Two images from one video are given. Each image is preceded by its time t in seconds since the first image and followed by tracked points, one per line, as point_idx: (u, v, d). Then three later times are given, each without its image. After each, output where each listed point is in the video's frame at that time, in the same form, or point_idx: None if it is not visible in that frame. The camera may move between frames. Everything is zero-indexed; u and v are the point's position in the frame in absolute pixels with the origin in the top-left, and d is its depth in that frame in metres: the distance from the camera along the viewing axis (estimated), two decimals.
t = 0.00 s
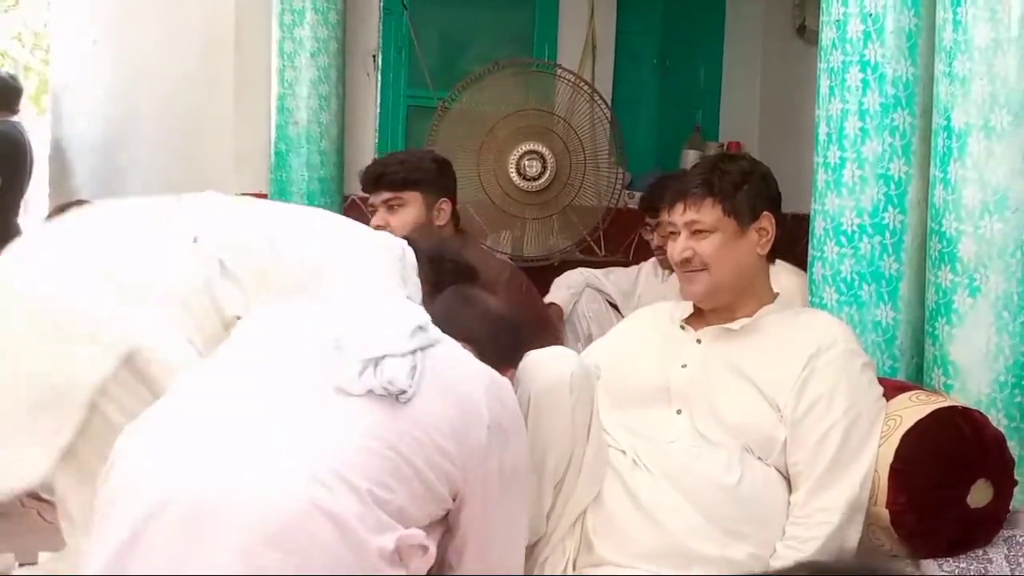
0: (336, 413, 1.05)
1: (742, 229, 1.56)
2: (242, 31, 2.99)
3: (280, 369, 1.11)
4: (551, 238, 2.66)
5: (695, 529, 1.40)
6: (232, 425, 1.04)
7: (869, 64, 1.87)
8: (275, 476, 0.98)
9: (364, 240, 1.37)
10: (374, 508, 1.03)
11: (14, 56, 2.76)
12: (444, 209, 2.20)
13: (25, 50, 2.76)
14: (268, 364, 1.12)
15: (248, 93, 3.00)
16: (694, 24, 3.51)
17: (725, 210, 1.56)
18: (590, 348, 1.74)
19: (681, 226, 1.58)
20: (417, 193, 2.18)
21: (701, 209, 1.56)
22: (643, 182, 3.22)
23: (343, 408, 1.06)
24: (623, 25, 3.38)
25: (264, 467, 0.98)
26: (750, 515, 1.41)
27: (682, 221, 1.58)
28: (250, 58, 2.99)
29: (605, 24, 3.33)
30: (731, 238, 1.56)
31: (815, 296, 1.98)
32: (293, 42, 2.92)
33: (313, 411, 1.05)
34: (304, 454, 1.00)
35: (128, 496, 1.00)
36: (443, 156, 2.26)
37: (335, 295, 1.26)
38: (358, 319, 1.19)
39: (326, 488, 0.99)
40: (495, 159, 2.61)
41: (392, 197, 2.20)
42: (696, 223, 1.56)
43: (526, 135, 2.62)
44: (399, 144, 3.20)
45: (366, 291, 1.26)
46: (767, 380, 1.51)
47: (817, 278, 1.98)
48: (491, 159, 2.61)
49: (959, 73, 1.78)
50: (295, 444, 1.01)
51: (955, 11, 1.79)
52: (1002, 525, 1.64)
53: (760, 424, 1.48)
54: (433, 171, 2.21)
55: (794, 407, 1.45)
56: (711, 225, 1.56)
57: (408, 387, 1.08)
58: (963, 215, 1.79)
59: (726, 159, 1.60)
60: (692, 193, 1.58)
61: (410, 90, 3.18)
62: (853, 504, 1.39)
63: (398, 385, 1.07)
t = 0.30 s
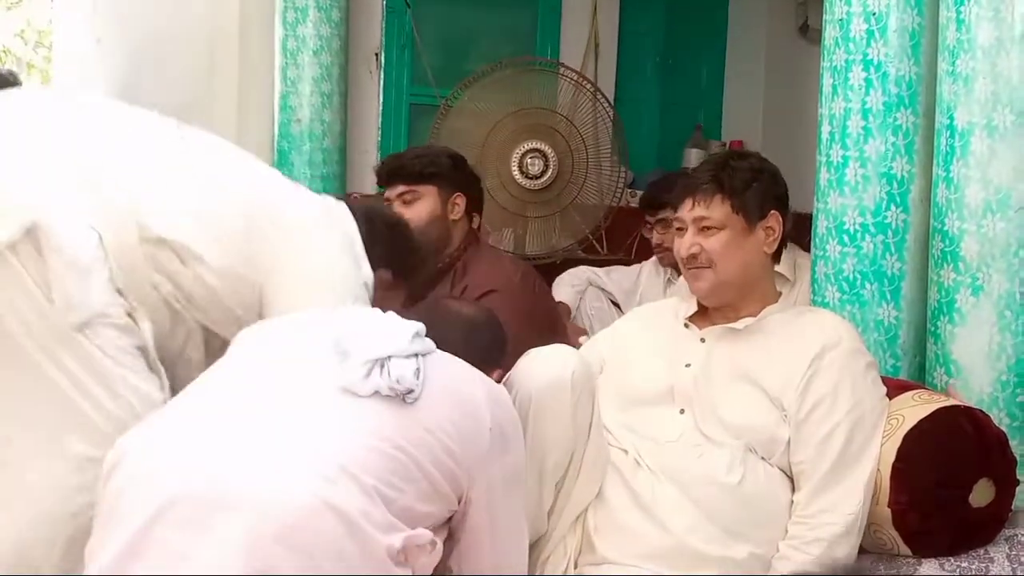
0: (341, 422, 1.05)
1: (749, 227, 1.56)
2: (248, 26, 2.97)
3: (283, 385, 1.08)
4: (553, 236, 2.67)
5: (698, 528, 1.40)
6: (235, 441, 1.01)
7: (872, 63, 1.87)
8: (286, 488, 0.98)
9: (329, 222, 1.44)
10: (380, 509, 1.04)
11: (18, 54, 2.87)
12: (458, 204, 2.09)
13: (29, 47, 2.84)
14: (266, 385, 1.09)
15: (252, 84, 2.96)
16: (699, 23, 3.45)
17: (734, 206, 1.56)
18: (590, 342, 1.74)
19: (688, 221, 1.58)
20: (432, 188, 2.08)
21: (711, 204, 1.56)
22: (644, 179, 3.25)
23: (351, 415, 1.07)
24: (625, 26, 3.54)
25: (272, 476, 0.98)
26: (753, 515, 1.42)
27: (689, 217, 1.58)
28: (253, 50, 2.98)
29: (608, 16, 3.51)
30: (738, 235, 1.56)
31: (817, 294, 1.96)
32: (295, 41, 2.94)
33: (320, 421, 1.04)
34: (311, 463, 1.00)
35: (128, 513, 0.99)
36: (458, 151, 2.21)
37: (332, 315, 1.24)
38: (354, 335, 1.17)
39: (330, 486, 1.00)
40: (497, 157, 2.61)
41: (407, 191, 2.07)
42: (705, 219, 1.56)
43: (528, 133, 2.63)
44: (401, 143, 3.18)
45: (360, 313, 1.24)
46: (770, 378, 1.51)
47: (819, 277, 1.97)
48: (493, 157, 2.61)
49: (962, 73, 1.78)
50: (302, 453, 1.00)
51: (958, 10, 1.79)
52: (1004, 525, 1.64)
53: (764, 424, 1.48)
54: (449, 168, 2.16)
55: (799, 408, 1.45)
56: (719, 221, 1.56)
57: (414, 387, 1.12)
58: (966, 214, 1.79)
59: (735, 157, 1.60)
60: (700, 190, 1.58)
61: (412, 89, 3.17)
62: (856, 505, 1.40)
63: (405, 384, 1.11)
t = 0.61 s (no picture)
0: (336, 429, 1.04)
1: (759, 233, 1.56)
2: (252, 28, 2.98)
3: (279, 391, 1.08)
4: (560, 242, 2.67)
5: (703, 532, 1.40)
6: (230, 450, 1.01)
7: (879, 69, 1.87)
8: (280, 504, 0.98)
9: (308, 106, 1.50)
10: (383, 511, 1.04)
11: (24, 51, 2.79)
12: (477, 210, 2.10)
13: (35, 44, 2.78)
14: (261, 392, 1.08)
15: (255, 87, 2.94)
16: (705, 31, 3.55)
17: (741, 213, 1.56)
18: (598, 345, 1.74)
19: (696, 229, 1.58)
20: (453, 192, 2.07)
21: (719, 212, 1.56)
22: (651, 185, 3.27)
23: (347, 421, 1.06)
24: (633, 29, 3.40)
25: (266, 491, 0.98)
26: (759, 520, 1.41)
27: (698, 224, 1.58)
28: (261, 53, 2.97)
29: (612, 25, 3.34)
30: (747, 241, 1.56)
31: (824, 300, 1.97)
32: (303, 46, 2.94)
33: (315, 429, 1.04)
34: (305, 477, 0.99)
35: (124, 529, 1.00)
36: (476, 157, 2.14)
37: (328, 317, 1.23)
38: (350, 337, 1.16)
39: (334, 485, 1.00)
40: (504, 162, 2.61)
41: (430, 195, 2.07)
42: (713, 227, 1.56)
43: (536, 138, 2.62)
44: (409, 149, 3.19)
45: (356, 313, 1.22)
46: (775, 384, 1.50)
47: (825, 282, 1.97)
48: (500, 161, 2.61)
49: (969, 79, 1.78)
50: (296, 466, 1.00)
51: (965, 16, 1.79)
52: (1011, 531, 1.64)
53: (770, 429, 1.48)
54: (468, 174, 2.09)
55: (805, 413, 1.45)
56: (728, 228, 1.56)
57: (413, 381, 1.11)
58: (973, 220, 1.79)
59: (742, 163, 1.61)
60: (708, 196, 1.58)
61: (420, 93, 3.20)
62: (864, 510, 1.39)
63: (404, 378, 1.10)
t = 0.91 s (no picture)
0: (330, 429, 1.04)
1: (757, 230, 1.56)
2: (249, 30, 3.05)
3: (272, 391, 1.08)
4: (557, 241, 2.66)
5: (701, 531, 1.41)
6: (226, 450, 1.01)
7: (876, 68, 1.87)
8: (276, 508, 0.98)
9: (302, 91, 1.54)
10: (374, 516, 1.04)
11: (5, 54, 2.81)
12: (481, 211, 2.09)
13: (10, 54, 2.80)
14: (253, 394, 1.07)
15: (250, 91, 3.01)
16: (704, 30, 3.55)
17: (740, 209, 1.56)
18: (597, 345, 1.74)
19: (694, 225, 1.58)
20: (458, 194, 2.07)
21: (716, 209, 1.56)
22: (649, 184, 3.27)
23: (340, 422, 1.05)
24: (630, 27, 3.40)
25: (261, 495, 0.98)
26: (757, 519, 1.41)
27: (695, 221, 1.58)
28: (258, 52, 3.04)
29: (610, 25, 3.33)
30: (745, 237, 1.56)
31: (821, 299, 1.98)
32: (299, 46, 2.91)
33: (309, 429, 1.03)
34: (300, 480, 0.99)
35: (118, 536, 1.00)
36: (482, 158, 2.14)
37: (317, 313, 1.22)
38: (341, 336, 1.15)
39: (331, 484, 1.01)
40: (502, 162, 2.61)
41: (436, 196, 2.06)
42: (711, 222, 1.56)
43: (533, 138, 2.63)
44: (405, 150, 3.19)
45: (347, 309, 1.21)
46: (772, 383, 1.50)
47: (823, 281, 1.98)
48: (497, 161, 2.61)
49: (965, 77, 1.79)
50: (291, 470, 1.00)
51: (961, 15, 1.80)
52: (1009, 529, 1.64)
53: (767, 427, 1.47)
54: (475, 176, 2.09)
55: (802, 411, 1.45)
56: (726, 224, 1.56)
57: (406, 371, 1.11)
58: (969, 218, 1.79)
59: (742, 160, 1.61)
60: (706, 193, 1.58)
61: (416, 94, 3.19)
62: (862, 507, 1.39)
63: (397, 368, 1.10)
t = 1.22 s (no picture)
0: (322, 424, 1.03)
1: (765, 229, 1.56)
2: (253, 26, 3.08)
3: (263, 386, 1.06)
4: (563, 241, 2.67)
5: (704, 531, 1.41)
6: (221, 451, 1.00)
7: (881, 69, 1.87)
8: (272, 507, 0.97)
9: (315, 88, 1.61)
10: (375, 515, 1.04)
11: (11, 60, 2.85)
12: (486, 213, 2.13)
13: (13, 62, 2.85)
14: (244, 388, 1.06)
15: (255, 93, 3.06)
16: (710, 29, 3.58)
17: (752, 206, 1.56)
18: (605, 351, 1.74)
19: (705, 220, 1.59)
20: (464, 195, 2.10)
21: (729, 203, 1.57)
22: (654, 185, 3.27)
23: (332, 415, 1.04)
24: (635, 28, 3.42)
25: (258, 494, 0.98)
26: (762, 520, 1.42)
27: (707, 215, 1.59)
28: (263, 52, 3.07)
29: (616, 25, 3.33)
30: (754, 236, 1.56)
31: (826, 300, 1.98)
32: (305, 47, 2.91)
33: (304, 428, 1.02)
34: (296, 476, 0.99)
35: (116, 537, 1.00)
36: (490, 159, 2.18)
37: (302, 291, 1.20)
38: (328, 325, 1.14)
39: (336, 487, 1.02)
40: (507, 162, 2.61)
41: (442, 196, 2.10)
42: (723, 216, 1.57)
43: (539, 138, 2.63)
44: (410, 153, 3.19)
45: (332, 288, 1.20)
46: (777, 383, 1.50)
47: (828, 282, 1.98)
48: (503, 161, 2.61)
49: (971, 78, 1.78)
50: (285, 471, 0.99)
51: (968, 16, 1.79)
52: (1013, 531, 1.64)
53: (771, 429, 1.47)
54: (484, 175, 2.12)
55: (807, 413, 1.45)
56: (737, 220, 1.56)
57: (392, 360, 1.11)
58: (975, 219, 1.79)
59: (756, 158, 1.61)
60: (719, 187, 1.59)
61: (422, 94, 3.19)
62: (867, 509, 1.39)
63: (384, 357, 1.10)
